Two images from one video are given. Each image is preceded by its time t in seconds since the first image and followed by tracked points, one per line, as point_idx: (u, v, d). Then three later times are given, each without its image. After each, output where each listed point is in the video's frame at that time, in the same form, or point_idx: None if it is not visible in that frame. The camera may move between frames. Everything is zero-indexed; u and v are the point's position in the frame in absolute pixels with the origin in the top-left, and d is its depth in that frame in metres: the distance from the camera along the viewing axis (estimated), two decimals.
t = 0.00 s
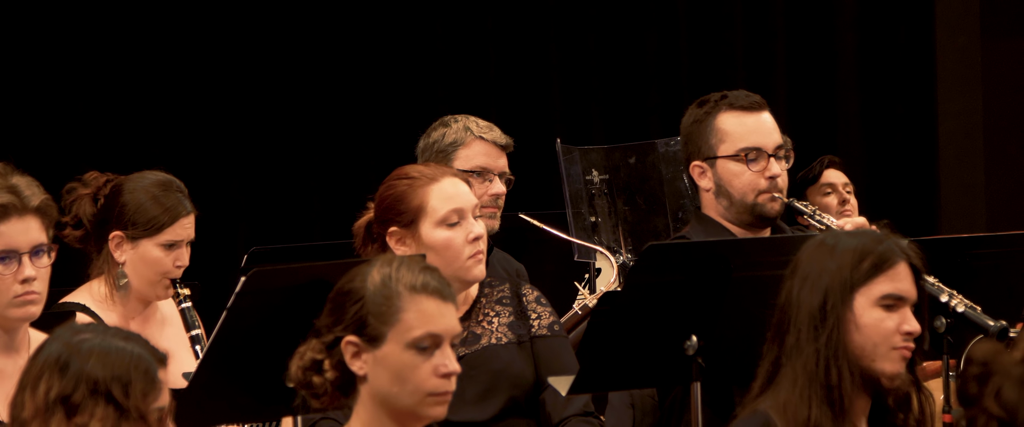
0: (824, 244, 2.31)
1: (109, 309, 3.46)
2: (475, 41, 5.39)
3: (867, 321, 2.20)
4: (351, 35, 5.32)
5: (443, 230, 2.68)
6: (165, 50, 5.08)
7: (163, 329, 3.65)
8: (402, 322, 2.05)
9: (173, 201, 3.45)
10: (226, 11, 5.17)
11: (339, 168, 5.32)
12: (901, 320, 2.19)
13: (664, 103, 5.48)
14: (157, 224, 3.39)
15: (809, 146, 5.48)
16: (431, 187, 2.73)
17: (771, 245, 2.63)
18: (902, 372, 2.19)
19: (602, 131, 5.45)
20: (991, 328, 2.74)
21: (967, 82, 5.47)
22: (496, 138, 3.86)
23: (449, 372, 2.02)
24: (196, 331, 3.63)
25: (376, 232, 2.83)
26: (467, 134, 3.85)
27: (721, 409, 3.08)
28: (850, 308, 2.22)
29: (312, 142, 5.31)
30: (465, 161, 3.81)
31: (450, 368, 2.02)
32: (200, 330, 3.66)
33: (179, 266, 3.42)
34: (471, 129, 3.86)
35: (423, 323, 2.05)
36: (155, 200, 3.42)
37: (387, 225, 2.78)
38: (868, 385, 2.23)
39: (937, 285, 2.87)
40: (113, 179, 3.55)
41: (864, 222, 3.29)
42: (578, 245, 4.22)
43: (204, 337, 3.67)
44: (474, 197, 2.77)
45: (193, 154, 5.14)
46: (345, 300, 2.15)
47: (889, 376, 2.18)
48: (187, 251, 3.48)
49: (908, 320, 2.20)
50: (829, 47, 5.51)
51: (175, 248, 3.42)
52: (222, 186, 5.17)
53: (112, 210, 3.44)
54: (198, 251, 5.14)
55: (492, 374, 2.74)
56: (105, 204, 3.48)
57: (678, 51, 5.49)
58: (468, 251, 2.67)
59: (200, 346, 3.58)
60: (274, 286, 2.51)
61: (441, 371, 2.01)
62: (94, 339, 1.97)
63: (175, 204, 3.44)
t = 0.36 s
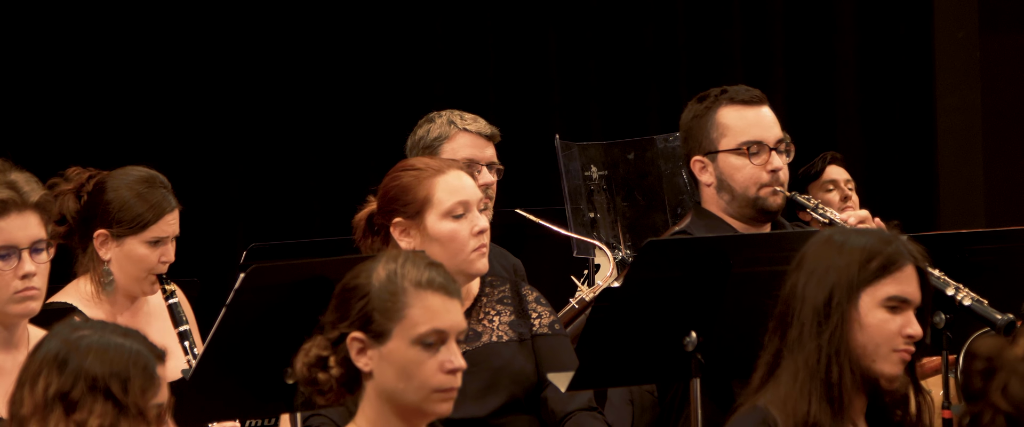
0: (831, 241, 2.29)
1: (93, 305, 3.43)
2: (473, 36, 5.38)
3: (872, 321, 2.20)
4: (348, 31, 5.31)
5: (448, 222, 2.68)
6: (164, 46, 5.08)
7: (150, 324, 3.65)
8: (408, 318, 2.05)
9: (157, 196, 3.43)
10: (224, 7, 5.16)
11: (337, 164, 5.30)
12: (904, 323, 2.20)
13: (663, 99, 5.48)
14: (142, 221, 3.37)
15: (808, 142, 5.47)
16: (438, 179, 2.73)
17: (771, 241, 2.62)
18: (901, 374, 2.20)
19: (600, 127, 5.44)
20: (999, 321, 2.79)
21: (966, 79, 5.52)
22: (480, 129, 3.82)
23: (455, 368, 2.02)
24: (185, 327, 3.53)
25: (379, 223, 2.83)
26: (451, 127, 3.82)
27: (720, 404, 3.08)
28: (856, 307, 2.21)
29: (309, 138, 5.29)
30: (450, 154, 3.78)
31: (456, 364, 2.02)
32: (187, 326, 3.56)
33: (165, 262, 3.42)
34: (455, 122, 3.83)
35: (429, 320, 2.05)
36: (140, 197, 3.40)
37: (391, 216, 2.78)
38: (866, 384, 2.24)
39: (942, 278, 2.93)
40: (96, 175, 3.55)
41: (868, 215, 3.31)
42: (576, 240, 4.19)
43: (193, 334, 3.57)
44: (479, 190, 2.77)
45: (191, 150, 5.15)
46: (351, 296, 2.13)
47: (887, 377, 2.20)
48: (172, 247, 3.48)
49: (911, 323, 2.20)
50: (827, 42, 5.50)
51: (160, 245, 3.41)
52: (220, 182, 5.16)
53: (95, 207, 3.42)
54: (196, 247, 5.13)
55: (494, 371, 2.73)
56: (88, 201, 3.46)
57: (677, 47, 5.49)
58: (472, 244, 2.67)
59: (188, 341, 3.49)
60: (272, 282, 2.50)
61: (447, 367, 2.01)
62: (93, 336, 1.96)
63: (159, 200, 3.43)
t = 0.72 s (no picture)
0: (829, 244, 2.30)
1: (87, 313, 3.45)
2: (474, 39, 5.38)
3: (877, 322, 2.20)
4: (349, 33, 5.30)
5: (445, 218, 2.68)
6: (164, 48, 5.07)
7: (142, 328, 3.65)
8: (415, 320, 2.04)
9: (143, 199, 3.43)
10: (224, 9, 5.17)
11: (338, 166, 5.32)
12: (909, 319, 2.20)
13: (663, 102, 5.49)
14: (127, 226, 3.36)
15: (808, 145, 5.46)
16: (435, 176, 2.73)
17: (771, 244, 2.62)
18: (913, 372, 2.20)
19: (600, 130, 5.45)
20: (1006, 320, 2.80)
21: (967, 82, 5.53)
22: (466, 130, 3.83)
23: (461, 370, 2.02)
24: (175, 334, 3.43)
25: (375, 220, 2.83)
26: (438, 131, 3.82)
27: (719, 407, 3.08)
28: (859, 309, 2.21)
29: (310, 141, 5.30)
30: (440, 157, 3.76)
31: (462, 366, 2.02)
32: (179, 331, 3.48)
33: (155, 265, 3.41)
34: (442, 126, 3.84)
35: (436, 321, 2.04)
36: (125, 201, 3.39)
37: (388, 213, 2.77)
38: (877, 384, 2.24)
39: (947, 278, 2.91)
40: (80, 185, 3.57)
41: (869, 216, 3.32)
42: (576, 242, 4.18)
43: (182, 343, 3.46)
44: (476, 189, 2.77)
45: (191, 152, 5.14)
46: (357, 297, 2.13)
47: (900, 375, 2.19)
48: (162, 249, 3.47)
49: (917, 318, 2.20)
50: (828, 44, 5.50)
51: (148, 248, 3.40)
52: (220, 185, 5.17)
53: (82, 215, 3.41)
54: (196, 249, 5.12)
55: (502, 373, 2.73)
56: (73, 210, 3.45)
57: (676, 49, 5.49)
58: (469, 241, 2.66)
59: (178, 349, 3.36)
60: (273, 284, 2.50)
61: (453, 369, 2.01)
62: (94, 338, 1.96)
63: (144, 203, 3.42)
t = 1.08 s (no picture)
0: (830, 234, 2.30)
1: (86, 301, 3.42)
2: (472, 31, 5.37)
3: (875, 315, 2.20)
4: (347, 25, 5.29)
5: (437, 206, 2.67)
6: (162, 40, 5.07)
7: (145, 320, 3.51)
8: (421, 312, 2.04)
9: (148, 191, 3.43)
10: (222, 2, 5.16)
11: (336, 158, 5.30)
12: (908, 313, 2.19)
13: (661, 95, 5.48)
14: (130, 216, 3.37)
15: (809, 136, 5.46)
16: (427, 165, 2.73)
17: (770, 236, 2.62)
18: (907, 365, 2.20)
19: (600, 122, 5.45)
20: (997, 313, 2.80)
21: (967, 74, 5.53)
22: (461, 121, 3.80)
23: (469, 362, 2.02)
24: (170, 325, 3.34)
25: (369, 210, 2.82)
26: (432, 124, 3.80)
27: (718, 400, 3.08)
28: (857, 302, 2.21)
29: (309, 133, 5.29)
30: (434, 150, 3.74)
31: (470, 358, 2.01)
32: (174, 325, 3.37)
33: (155, 258, 3.39)
34: (436, 118, 3.81)
35: (443, 314, 2.04)
36: (130, 192, 3.40)
37: (381, 203, 2.77)
38: (872, 376, 2.25)
39: (942, 270, 2.90)
40: (91, 173, 3.56)
41: (866, 208, 3.32)
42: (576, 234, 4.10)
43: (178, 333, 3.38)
44: (468, 178, 2.77)
45: (190, 145, 5.14)
46: (366, 289, 2.14)
47: (895, 368, 2.20)
48: (164, 243, 3.45)
49: (914, 312, 2.20)
50: (827, 37, 5.50)
51: (149, 241, 3.40)
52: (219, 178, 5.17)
53: (88, 204, 3.42)
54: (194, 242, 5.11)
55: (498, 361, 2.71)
56: (81, 198, 3.46)
57: (676, 41, 5.48)
58: (461, 229, 2.65)
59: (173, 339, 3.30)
60: (273, 271, 2.51)
61: (460, 361, 2.01)
62: (93, 330, 1.96)
63: (149, 195, 3.43)
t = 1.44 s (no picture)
0: (839, 226, 2.29)
1: (105, 288, 3.44)
2: (476, 27, 5.38)
3: (884, 310, 2.20)
4: (350, 19, 5.29)
5: (446, 196, 2.67)
6: (165, 35, 5.06)
7: (159, 315, 3.54)
8: (428, 306, 2.04)
9: (170, 182, 3.43)
10: None
11: (341, 153, 5.32)
12: (915, 309, 2.21)
13: (667, 91, 5.46)
14: (150, 204, 3.38)
15: (814, 131, 5.48)
16: (436, 156, 2.73)
17: (776, 232, 2.62)
18: (913, 360, 2.22)
19: (604, 118, 5.45)
20: (990, 311, 2.86)
21: (972, 67, 5.46)
22: (467, 119, 3.81)
23: (476, 354, 2.02)
24: (183, 315, 3.40)
25: (377, 203, 2.82)
26: (440, 120, 3.78)
27: (723, 396, 3.08)
28: (866, 297, 2.21)
29: (315, 128, 5.28)
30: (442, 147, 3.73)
31: (477, 350, 2.01)
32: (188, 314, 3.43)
33: (173, 248, 3.40)
34: (442, 114, 3.80)
35: (449, 307, 2.04)
36: (153, 180, 3.41)
37: (389, 194, 2.76)
38: (878, 370, 2.25)
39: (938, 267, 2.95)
40: (120, 161, 3.57)
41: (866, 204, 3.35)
42: (581, 230, 4.13)
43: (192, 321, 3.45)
44: (477, 171, 2.76)
45: (195, 139, 5.12)
46: (372, 283, 2.13)
47: (901, 363, 2.21)
48: (185, 235, 3.46)
49: (922, 308, 2.21)
50: (832, 32, 5.49)
51: (169, 231, 3.40)
52: (222, 173, 5.16)
53: (113, 190, 3.45)
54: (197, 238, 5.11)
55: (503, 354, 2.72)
56: (109, 185, 3.48)
57: (681, 37, 5.47)
58: (470, 220, 2.65)
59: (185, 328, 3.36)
60: (277, 268, 2.50)
61: (467, 353, 2.01)
62: (94, 325, 1.95)
63: (173, 185, 3.43)
